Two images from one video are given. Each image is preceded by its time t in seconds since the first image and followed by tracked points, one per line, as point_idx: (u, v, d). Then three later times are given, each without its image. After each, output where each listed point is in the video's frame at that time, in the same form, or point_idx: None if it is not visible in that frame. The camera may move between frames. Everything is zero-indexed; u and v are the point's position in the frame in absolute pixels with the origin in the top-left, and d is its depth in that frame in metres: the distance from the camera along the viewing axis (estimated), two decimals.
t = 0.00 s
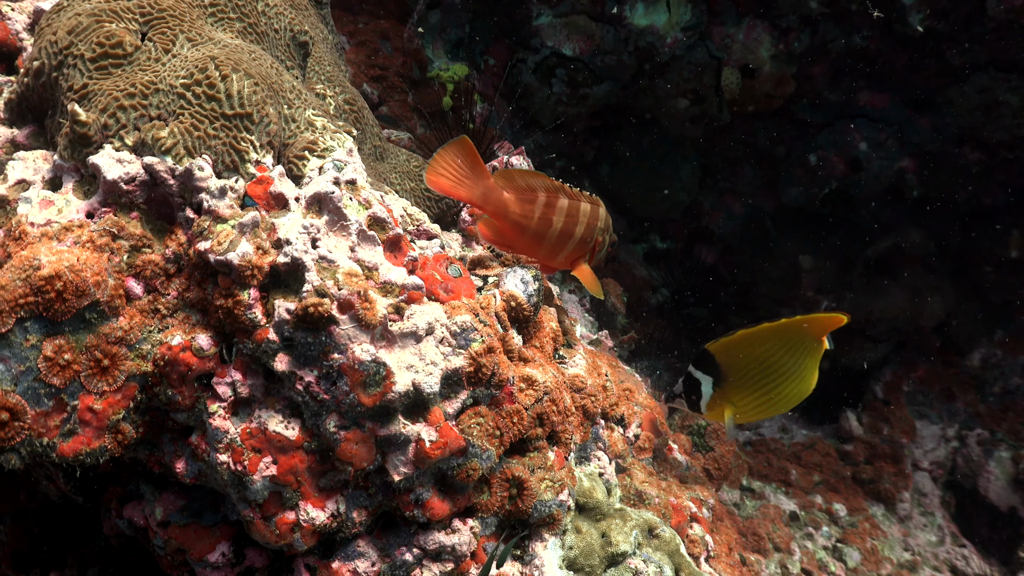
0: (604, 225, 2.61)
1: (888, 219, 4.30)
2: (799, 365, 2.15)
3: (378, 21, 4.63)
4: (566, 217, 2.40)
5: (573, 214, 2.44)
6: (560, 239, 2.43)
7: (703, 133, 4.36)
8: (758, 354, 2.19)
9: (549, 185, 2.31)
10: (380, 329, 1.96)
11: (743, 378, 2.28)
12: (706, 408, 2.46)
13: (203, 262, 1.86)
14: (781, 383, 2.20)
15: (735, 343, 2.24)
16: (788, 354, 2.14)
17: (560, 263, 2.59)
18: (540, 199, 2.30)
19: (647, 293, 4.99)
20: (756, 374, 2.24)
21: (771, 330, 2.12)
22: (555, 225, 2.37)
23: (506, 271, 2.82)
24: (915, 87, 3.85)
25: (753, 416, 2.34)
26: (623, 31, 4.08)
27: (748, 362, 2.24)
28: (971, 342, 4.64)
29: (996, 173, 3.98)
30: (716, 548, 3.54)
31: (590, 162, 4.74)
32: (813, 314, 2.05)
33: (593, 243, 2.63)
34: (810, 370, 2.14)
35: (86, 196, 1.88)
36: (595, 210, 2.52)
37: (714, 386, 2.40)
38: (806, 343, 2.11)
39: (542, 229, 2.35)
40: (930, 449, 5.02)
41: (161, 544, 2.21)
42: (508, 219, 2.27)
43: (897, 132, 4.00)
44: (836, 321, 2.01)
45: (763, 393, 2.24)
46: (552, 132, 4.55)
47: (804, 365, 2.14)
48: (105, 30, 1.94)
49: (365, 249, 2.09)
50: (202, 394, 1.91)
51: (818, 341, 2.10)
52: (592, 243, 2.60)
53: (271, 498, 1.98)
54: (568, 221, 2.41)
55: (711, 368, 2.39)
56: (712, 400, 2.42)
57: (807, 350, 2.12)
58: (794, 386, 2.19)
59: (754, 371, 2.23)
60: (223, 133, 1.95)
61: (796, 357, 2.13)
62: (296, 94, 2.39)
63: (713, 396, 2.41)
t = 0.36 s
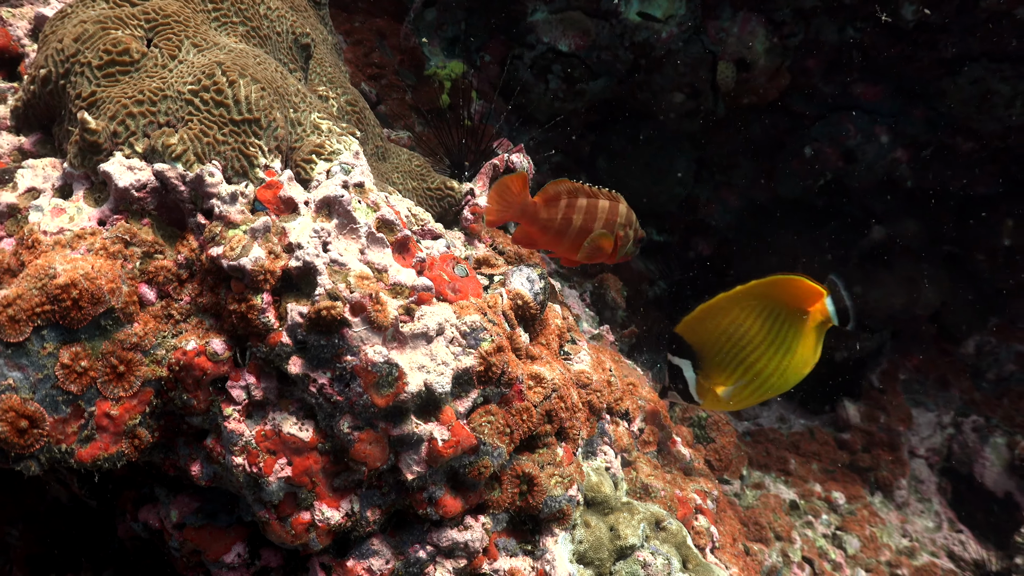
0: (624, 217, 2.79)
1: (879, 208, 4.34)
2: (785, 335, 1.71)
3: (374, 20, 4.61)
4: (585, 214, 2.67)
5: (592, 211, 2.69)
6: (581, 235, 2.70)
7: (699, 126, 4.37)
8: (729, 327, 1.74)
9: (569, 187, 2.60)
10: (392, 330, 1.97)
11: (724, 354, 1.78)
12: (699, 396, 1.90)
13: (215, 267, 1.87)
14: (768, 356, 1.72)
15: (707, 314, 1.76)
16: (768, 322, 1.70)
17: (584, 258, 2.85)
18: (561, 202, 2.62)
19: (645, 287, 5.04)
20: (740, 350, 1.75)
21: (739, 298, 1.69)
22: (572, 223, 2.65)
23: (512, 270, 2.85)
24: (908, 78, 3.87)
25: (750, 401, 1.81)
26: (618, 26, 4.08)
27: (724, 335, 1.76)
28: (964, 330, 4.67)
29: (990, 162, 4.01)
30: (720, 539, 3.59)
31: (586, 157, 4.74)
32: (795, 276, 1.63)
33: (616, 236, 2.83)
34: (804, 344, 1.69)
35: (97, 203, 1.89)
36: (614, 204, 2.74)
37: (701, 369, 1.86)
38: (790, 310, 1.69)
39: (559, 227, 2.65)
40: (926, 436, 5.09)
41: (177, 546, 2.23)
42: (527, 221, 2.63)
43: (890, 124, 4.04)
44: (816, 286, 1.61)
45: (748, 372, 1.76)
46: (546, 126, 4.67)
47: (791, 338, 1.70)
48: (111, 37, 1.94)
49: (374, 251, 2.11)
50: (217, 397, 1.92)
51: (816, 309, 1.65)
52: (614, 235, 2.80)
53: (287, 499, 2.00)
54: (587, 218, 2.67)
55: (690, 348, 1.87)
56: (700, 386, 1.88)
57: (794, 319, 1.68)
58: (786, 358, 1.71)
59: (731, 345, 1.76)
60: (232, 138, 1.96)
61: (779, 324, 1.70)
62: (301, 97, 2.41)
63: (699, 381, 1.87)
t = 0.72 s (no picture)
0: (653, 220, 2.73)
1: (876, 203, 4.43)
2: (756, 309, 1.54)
3: (370, 19, 4.59)
4: (621, 226, 2.67)
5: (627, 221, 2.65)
6: (615, 243, 2.76)
7: (692, 124, 4.43)
8: (691, 303, 1.60)
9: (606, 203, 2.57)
10: (400, 332, 2.01)
11: (694, 333, 1.63)
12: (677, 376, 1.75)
13: (226, 271, 1.90)
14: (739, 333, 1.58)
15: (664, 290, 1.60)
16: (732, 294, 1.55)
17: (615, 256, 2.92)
18: (597, 217, 2.63)
19: (640, 282, 5.15)
20: (709, 328, 1.60)
21: (694, 271, 1.54)
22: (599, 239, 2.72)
23: (514, 270, 2.91)
24: (899, 75, 3.97)
25: (732, 379, 1.66)
26: (613, 26, 4.10)
27: (688, 311, 1.61)
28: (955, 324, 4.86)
29: (980, 158, 4.10)
30: (719, 531, 3.66)
31: (581, 154, 4.85)
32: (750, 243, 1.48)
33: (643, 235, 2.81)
34: (776, 319, 1.54)
35: (108, 209, 1.91)
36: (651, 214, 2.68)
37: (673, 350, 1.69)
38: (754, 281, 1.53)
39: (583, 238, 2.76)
40: (917, 428, 5.26)
41: (188, 545, 2.27)
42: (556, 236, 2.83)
43: (882, 121, 4.13)
44: (765, 248, 1.47)
45: (722, 350, 1.62)
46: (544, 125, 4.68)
47: (762, 311, 1.54)
48: (118, 44, 1.96)
49: (380, 254, 2.13)
50: (227, 400, 1.95)
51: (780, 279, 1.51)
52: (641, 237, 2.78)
53: (297, 498, 2.04)
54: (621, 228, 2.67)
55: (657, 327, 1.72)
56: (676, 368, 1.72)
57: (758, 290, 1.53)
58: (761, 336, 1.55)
59: (699, 322, 1.61)
60: (240, 144, 1.99)
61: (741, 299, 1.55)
62: (306, 102, 2.43)
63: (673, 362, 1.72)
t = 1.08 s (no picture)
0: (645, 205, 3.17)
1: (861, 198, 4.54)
2: (759, 286, 1.78)
3: (365, 18, 4.60)
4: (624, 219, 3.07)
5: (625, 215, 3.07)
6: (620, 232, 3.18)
7: (685, 121, 4.51)
8: (701, 273, 1.85)
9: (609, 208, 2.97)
10: (406, 331, 2.06)
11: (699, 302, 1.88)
12: (671, 344, 1.99)
13: (236, 273, 1.93)
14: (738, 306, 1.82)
15: (679, 256, 1.86)
16: (740, 269, 1.80)
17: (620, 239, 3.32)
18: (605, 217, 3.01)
19: (633, 277, 5.21)
20: (713, 298, 1.85)
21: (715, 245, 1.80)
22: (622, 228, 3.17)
23: (515, 269, 2.94)
24: (888, 72, 4.01)
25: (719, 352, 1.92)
26: (607, 25, 4.16)
27: (696, 279, 1.86)
28: (942, 314, 4.95)
29: (965, 151, 4.19)
30: (714, 522, 3.75)
31: (574, 151, 4.90)
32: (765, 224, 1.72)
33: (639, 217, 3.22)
34: (775, 300, 1.78)
35: (118, 213, 1.95)
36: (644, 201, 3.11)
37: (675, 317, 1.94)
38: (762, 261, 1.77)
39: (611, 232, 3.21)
40: (905, 419, 5.32)
41: (199, 542, 2.31)
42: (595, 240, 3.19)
43: (871, 117, 4.21)
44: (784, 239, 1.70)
45: (720, 320, 1.87)
46: (536, 121, 4.72)
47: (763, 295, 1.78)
48: (126, 50, 2.00)
49: (385, 256, 2.18)
50: (238, 399, 2.00)
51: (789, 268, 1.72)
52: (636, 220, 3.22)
53: (307, 494, 2.09)
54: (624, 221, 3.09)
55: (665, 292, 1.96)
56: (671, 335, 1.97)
57: (764, 271, 1.77)
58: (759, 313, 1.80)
59: (704, 291, 1.86)
60: (248, 149, 2.02)
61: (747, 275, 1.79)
62: (310, 105, 2.46)
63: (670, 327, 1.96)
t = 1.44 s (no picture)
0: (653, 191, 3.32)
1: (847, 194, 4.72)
2: (751, 275, 1.86)
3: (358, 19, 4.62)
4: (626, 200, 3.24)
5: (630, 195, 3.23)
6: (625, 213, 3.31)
7: (672, 119, 4.60)
8: (699, 250, 1.89)
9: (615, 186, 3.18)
10: (405, 329, 2.12)
11: (690, 279, 1.93)
12: (651, 312, 2.06)
13: (239, 273, 1.98)
14: (724, 290, 1.90)
15: (681, 231, 1.89)
16: (737, 256, 1.86)
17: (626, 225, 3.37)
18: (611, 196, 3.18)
19: (623, 274, 5.18)
20: (703, 278, 1.91)
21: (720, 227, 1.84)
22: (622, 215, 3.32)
23: (510, 267, 2.99)
24: (873, 70, 4.13)
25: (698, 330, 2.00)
26: (596, 24, 4.23)
27: (692, 256, 1.90)
28: (924, 307, 5.17)
29: (948, 149, 4.38)
30: (703, 513, 3.85)
31: (564, 148, 4.98)
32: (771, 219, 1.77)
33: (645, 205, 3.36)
34: (761, 291, 1.87)
35: (123, 215, 1.99)
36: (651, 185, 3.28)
37: (663, 288, 2.00)
38: (758, 252, 1.84)
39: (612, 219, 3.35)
40: (889, 410, 5.50)
41: (202, 535, 2.37)
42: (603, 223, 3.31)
43: (854, 114, 4.33)
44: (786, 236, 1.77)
45: (706, 300, 1.93)
46: (526, 119, 4.78)
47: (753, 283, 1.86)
48: (129, 54, 2.04)
49: (384, 255, 2.23)
50: (242, 395, 2.04)
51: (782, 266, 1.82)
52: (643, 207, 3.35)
53: (309, 488, 2.15)
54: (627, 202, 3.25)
55: (657, 262, 2.01)
56: (655, 305, 2.04)
57: (760, 262, 1.84)
58: (744, 301, 1.89)
59: (697, 269, 1.91)
60: (249, 151, 2.07)
61: (743, 262, 1.86)
62: (308, 107, 2.51)
63: (656, 297, 2.02)
